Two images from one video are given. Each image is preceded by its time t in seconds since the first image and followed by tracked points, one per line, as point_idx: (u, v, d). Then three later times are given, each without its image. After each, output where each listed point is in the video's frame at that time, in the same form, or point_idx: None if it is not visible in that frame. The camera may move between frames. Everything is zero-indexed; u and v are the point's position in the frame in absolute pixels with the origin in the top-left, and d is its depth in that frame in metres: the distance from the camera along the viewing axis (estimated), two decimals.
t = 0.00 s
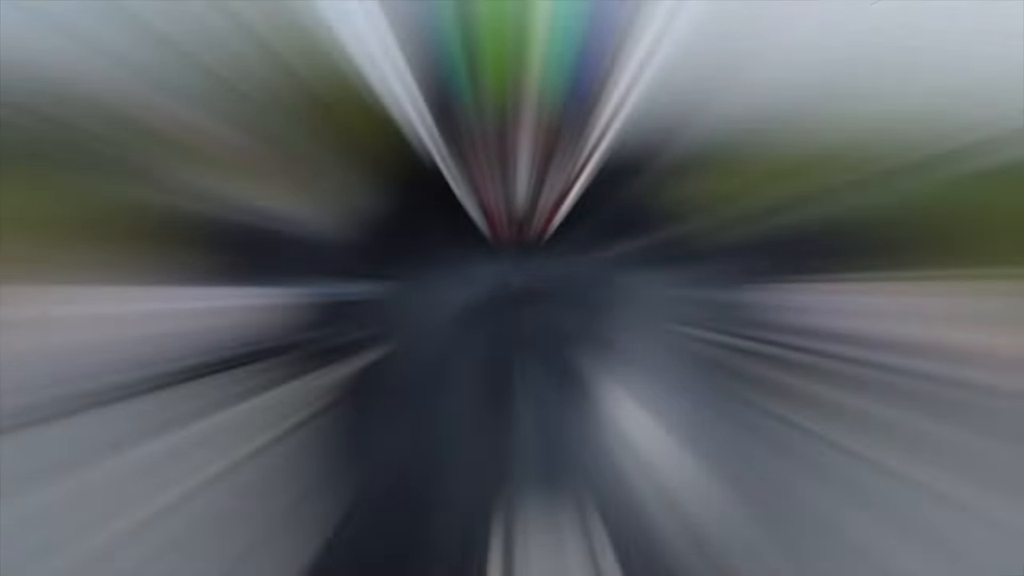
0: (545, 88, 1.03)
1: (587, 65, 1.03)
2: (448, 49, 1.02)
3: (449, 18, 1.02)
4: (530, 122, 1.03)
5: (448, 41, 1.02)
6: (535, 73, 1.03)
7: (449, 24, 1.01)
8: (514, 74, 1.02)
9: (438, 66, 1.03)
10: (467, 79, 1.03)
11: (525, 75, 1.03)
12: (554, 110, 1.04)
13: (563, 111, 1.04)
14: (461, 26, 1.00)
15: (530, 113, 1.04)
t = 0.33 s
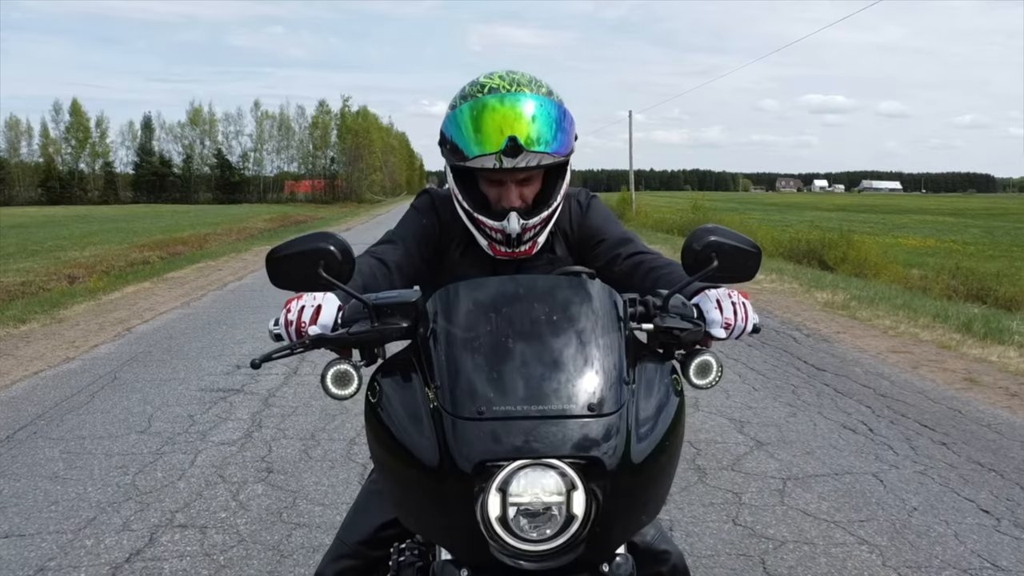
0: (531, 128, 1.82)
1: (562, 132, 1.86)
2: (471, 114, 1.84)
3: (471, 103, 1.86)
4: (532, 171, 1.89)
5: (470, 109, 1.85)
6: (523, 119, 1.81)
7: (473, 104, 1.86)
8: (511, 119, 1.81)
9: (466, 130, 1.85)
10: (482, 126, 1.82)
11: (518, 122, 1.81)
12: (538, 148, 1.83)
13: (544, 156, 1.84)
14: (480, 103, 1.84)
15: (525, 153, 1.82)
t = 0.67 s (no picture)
0: (527, 144, 1.94)
1: (555, 146, 1.99)
2: (470, 130, 1.97)
3: (471, 119, 1.98)
4: (527, 185, 2.01)
5: (469, 125, 1.97)
6: (519, 135, 1.94)
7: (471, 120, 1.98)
8: (507, 135, 1.93)
9: (466, 146, 1.97)
10: (480, 142, 1.95)
11: (514, 138, 1.94)
12: (533, 163, 1.95)
13: (538, 170, 1.96)
14: (479, 119, 1.96)
15: (520, 168, 1.95)
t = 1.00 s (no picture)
0: (523, 162, 2.11)
1: (550, 163, 2.15)
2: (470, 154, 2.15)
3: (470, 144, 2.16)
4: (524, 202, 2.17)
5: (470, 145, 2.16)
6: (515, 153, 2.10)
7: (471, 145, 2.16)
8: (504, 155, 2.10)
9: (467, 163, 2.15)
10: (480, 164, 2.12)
11: (511, 156, 2.10)
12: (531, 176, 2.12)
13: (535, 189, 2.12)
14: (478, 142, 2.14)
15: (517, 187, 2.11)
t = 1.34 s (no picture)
0: (527, 179, 2.34)
1: (550, 183, 2.38)
2: (478, 170, 2.36)
3: (477, 161, 2.37)
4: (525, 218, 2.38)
5: (478, 163, 2.36)
6: (519, 171, 2.33)
7: (478, 162, 2.38)
8: (509, 171, 2.33)
9: (476, 180, 2.35)
10: (487, 179, 2.34)
11: (515, 175, 2.33)
12: (533, 194, 2.34)
13: (538, 202, 2.34)
14: (485, 160, 2.36)
15: (521, 200, 2.33)
